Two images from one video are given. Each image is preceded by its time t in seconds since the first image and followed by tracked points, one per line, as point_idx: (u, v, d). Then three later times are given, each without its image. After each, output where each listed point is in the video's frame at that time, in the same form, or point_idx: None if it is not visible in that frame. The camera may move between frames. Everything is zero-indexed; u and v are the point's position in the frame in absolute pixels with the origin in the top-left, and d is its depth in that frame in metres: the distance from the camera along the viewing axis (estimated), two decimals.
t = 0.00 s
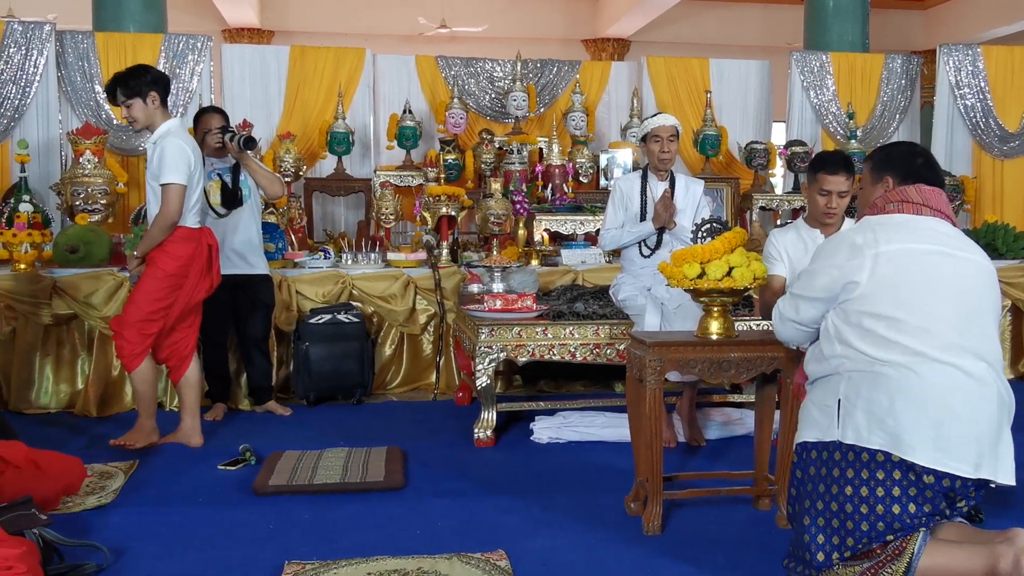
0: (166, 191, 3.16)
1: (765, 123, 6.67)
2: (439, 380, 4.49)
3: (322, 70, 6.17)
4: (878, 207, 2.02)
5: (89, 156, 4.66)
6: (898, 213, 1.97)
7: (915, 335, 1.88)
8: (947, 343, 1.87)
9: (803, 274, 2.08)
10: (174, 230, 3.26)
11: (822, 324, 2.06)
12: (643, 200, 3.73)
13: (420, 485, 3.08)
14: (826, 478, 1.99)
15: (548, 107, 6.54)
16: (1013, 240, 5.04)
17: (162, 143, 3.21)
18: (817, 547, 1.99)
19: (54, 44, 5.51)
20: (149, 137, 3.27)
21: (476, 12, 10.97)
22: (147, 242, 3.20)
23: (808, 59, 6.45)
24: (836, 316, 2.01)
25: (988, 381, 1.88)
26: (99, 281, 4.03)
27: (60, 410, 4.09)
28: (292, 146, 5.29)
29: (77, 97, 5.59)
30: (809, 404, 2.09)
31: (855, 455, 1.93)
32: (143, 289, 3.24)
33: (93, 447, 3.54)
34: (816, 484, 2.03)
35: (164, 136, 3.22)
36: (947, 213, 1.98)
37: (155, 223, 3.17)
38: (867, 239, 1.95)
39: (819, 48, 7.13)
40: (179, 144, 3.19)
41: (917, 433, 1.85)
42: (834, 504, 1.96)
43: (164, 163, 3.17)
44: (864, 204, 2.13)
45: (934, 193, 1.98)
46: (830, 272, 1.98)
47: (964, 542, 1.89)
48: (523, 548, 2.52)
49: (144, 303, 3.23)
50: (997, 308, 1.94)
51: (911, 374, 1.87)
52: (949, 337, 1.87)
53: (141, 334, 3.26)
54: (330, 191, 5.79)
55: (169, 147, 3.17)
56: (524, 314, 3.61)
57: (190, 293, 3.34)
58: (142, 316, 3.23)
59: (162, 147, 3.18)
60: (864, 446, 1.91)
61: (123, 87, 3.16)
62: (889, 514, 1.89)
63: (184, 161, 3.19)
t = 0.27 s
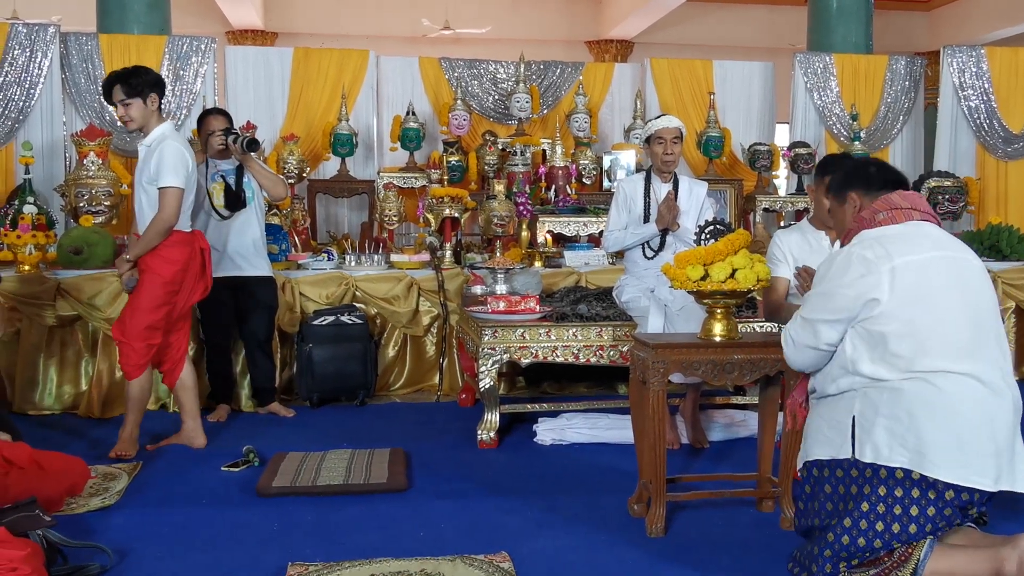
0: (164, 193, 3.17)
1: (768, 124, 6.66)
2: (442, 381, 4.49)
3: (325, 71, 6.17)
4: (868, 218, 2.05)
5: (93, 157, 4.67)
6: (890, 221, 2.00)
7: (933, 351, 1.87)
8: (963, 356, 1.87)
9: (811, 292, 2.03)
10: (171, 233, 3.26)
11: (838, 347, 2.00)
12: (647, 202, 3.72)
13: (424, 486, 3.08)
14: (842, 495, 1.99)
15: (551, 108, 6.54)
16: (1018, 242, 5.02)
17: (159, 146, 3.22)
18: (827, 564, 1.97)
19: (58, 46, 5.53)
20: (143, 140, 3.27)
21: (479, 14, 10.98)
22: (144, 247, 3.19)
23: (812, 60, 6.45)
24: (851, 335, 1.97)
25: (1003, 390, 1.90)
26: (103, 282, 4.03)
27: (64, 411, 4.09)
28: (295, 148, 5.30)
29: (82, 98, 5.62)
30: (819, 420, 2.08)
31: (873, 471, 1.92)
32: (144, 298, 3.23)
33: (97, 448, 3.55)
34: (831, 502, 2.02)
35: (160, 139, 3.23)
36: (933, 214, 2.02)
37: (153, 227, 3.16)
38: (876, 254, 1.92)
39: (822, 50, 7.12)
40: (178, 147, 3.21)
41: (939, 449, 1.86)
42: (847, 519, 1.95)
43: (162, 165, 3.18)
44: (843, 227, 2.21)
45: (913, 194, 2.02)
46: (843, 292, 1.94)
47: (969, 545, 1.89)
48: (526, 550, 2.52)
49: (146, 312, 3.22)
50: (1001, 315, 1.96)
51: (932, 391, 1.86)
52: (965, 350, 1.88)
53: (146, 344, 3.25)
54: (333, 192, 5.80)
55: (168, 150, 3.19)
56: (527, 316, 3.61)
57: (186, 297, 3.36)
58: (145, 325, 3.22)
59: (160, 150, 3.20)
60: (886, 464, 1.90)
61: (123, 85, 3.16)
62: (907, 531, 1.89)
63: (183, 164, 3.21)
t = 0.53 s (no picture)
0: (154, 193, 3.17)
1: (770, 125, 6.66)
2: (444, 382, 4.49)
3: (327, 73, 6.18)
4: (855, 229, 2.04)
5: (95, 158, 4.68)
6: (880, 229, 1.99)
7: (938, 359, 1.86)
8: (968, 362, 1.87)
9: (809, 307, 2.00)
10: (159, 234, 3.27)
11: (842, 361, 1.97)
12: (648, 203, 3.72)
13: (425, 487, 3.08)
14: (847, 502, 1.99)
15: (552, 109, 6.55)
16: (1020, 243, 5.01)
17: (148, 147, 3.23)
18: (828, 569, 1.98)
19: (61, 47, 5.54)
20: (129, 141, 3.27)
21: (481, 15, 10.98)
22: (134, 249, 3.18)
23: (813, 61, 6.45)
24: (853, 349, 1.95)
25: (1008, 395, 1.90)
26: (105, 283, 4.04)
27: (66, 412, 4.10)
28: (297, 149, 5.30)
29: (84, 100, 5.62)
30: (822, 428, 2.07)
31: (879, 479, 1.92)
32: (138, 302, 3.23)
33: (99, 449, 3.55)
34: (834, 508, 2.03)
35: (148, 140, 3.24)
36: (917, 217, 2.03)
37: (142, 228, 3.16)
38: (877, 264, 1.91)
39: (824, 51, 7.12)
40: (167, 148, 3.23)
41: (947, 458, 1.85)
42: (850, 526, 1.95)
43: (152, 165, 3.19)
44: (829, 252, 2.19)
45: (897, 200, 2.04)
46: (846, 306, 1.91)
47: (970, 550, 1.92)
48: (528, 551, 2.52)
49: (140, 317, 3.24)
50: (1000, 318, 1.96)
51: (938, 400, 1.86)
52: (969, 357, 1.87)
53: (144, 349, 3.27)
54: (335, 194, 5.80)
55: (157, 151, 3.20)
56: (529, 317, 3.61)
57: (176, 295, 3.38)
58: (140, 330, 3.24)
59: (150, 152, 3.21)
60: (894, 475, 1.89)
61: (117, 81, 3.16)
62: (910, 541, 1.90)
63: (173, 164, 3.22)
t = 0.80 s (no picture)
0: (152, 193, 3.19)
1: (774, 126, 6.65)
2: (447, 383, 4.49)
3: (331, 73, 6.18)
4: (855, 232, 2.03)
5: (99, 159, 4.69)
6: (881, 231, 1.98)
7: (944, 362, 1.85)
8: (973, 365, 1.86)
9: (813, 311, 2.00)
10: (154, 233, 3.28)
11: (846, 364, 1.97)
12: (652, 204, 3.72)
13: (428, 488, 3.08)
14: (851, 504, 1.99)
15: (556, 110, 6.55)
16: None
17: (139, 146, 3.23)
18: (832, 571, 1.98)
19: (65, 48, 5.54)
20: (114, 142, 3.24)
21: (485, 16, 10.99)
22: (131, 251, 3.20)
23: (817, 62, 6.44)
24: (858, 353, 1.94)
25: (1014, 396, 1.89)
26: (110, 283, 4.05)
27: (70, 412, 4.11)
28: (301, 149, 5.31)
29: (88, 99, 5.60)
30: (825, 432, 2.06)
31: (883, 482, 1.92)
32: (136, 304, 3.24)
33: (102, 449, 3.56)
34: (838, 510, 2.03)
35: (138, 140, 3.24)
36: (917, 217, 2.03)
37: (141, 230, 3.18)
38: (880, 268, 1.90)
39: (828, 52, 7.11)
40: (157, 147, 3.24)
41: (953, 461, 1.85)
42: (854, 529, 1.95)
43: (146, 165, 3.20)
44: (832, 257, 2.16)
45: (895, 201, 2.04)
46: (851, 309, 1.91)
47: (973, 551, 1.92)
48: (531, 551, 2.52)
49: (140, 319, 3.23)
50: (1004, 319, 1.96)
51: (944, 402, 1.85)
52: (974, 358, 1.86)
53: (146, 349, 3.28)
54: (338, 194, 5.80)
55: (151, 150, 3.21)
56: (532, 318, 3.61)
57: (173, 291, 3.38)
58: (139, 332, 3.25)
59: (142, 153, 3.21)
60: (900, 478, 1.89)
61: (102, 79, 3.12)
62: (914, 544, 1.89)
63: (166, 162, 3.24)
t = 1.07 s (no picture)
0: (146, 206, 3.18)
1: (776, 125, 6.65)
2: (449, 382, 4.49)
3: (333, 73, 6.19)
4: (857, 230, 2.03)
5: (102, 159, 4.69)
6: (882, 230, 1.98)
7: (947, 361, 1.85)
8: (976, 364, 1.86)
9: (815, 311, 1.99)
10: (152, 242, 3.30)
11: (849, 364, 1.97)
12: (654, 204, 3.72)
13: (431, 487, 3.08)
14: (854, 505, 1.98)
15: (558, 110, 6.54)
16: None
17: (125, 159, 3.19)
18: (835, 572, 1.97)
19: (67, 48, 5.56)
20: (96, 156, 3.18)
21: (487, 15, 10.98)
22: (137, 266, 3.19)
23: (820, 62, 6.44)
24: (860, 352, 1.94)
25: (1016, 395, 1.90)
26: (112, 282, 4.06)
27: (72, 412, 4.11)
28: (303, 149, 5.31)
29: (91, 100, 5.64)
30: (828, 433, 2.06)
31: (887, 483, 1.91)
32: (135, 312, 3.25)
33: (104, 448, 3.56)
34: (840, 512, 2.02)
35: (123, 151, 3.19)
36: (919, 216, 2.03)
37: (147, 246, 3.16)
38: (883, 268, 1.90)
39: (831, 51, 7.11)
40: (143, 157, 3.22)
41: (958, 461, 1.85)
42: (857, 529, 1.94)
43: (137, 177, 3.18)
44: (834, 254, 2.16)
45: (897, 199, 2.04)
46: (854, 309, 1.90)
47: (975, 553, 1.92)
48: (533, 551, 2.52)
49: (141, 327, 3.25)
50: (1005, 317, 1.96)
51: (948, 402, 1.85)
52: (977, 358, 1.86)
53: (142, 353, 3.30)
54: (340, 194, 5.80)
55: (139, 162, 3.19)
56: (534, 318, 3.61)
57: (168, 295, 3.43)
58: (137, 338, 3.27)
59: (130, 167, 3.18)
60: (904, 478, 1.89)
61: (78, 93, 3.06)
62: (916, 545, 1.89)
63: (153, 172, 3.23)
